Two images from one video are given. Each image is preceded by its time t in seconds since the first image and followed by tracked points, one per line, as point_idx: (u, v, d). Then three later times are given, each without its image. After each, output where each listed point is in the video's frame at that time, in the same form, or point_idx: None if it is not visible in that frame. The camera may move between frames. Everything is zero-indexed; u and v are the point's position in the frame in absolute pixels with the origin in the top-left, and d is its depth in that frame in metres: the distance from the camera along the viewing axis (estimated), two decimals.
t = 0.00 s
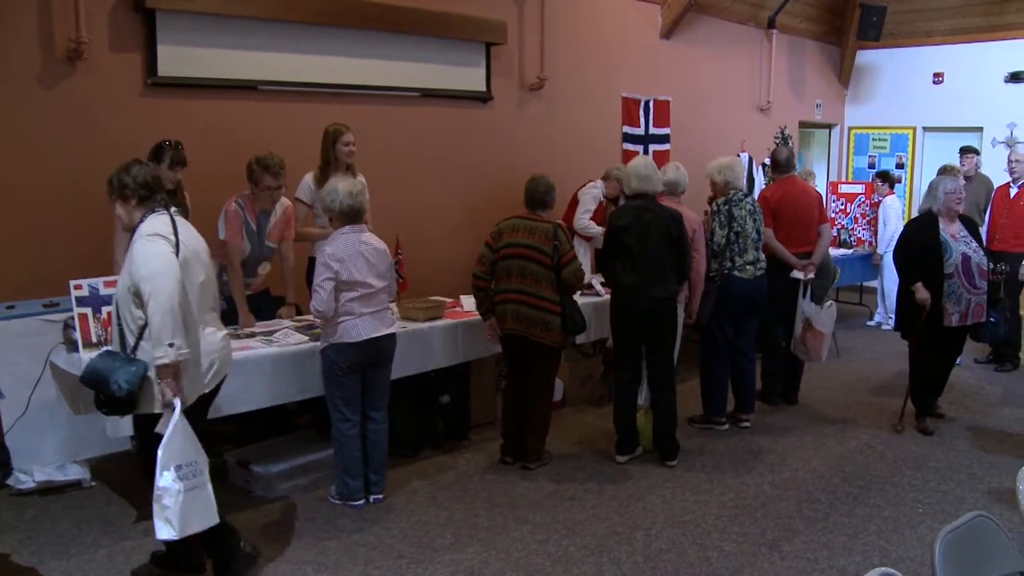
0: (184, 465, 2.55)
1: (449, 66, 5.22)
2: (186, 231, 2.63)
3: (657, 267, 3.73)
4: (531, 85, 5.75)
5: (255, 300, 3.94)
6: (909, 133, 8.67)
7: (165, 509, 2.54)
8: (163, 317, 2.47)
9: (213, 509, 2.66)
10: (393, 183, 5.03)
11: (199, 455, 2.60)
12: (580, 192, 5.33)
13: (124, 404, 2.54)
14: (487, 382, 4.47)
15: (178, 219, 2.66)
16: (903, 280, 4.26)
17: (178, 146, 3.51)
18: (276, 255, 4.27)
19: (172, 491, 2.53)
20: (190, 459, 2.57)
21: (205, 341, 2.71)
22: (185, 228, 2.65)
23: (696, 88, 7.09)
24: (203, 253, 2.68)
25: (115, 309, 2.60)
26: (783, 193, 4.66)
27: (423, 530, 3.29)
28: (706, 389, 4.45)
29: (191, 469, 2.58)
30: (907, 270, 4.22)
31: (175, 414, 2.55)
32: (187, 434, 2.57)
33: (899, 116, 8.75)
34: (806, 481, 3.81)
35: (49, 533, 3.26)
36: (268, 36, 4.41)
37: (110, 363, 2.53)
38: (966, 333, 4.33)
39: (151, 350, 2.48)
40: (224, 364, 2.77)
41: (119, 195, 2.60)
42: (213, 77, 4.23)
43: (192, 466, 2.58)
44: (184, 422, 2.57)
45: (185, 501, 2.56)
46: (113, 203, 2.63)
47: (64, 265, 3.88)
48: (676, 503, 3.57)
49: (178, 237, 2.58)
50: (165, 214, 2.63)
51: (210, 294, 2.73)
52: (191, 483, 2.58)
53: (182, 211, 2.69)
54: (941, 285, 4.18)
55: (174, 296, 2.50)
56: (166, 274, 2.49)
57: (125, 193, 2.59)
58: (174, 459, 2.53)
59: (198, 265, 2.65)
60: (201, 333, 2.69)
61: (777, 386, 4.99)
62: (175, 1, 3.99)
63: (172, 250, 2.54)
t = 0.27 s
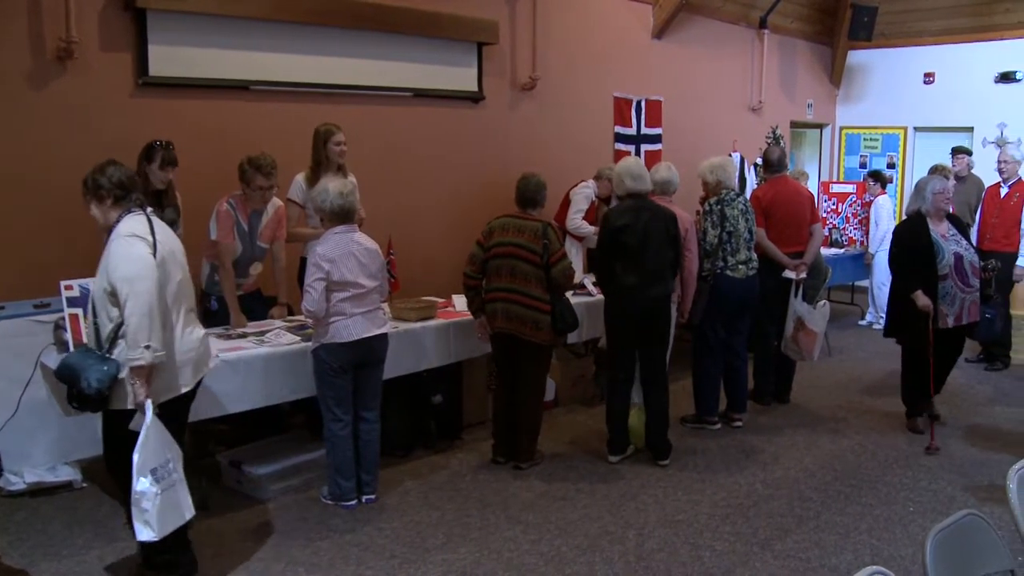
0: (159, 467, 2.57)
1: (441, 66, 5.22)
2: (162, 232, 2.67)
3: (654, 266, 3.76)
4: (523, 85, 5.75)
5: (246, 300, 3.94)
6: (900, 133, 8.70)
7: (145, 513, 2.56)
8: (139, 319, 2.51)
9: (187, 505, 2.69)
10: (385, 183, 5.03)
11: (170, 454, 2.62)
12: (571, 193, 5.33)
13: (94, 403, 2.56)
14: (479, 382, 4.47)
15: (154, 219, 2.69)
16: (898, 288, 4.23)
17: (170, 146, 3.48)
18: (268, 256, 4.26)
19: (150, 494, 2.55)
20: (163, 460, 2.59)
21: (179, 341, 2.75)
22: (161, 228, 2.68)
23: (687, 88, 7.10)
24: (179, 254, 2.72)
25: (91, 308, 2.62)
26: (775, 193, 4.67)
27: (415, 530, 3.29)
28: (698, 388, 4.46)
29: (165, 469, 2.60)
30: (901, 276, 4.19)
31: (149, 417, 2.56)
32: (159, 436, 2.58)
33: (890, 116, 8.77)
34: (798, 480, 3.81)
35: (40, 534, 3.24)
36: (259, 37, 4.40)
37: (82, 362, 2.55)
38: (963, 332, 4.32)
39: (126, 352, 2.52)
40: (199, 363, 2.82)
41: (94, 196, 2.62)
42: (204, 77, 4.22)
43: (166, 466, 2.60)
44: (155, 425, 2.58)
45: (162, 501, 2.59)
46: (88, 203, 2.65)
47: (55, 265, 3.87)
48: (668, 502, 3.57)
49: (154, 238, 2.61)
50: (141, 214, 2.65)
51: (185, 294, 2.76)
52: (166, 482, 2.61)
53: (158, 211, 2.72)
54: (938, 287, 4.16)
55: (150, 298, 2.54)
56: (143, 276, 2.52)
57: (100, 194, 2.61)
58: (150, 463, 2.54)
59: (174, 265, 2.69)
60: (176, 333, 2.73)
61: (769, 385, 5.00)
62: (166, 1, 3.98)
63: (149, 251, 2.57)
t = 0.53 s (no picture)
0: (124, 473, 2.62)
1: (429, 66, 5.22)
2: (120, 234, 2.66)
3: (643, 267, 3.77)
4: (511, 85, 5.75)
5: (234, 300, 3.93)
6: (887, 132, 8.73)
7: (117, 520, 2.61)
8: (100, 324, 2.52)
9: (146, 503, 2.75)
10: (372, 183, 5.02)
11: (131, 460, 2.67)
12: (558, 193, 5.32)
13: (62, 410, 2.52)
14: (467, 382, 4.47)
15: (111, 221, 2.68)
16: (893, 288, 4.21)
17: (156, 145, 3.45)
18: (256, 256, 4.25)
19: (120, 501, 2.61)
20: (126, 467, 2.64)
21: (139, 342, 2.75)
22: (118, 230, 2.67)
23: (675, 88, 7.11)
24: (137, 255, 2.72)
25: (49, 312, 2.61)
26: (763, 192, 4.68)
27: (403, 531, 3.29)
28: (686, 388, 4.47)
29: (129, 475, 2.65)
30: (896, 276, 4.16)
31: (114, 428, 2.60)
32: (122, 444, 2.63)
33: (877, 116, 8.81)
34: (785, 479, 3.82)
35: (26, 536, 3.23)
36: (246, 36, 4.39)
37: (45, 366, 2.50)
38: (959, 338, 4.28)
39: (87, 357, 2.53)
40: (159, 364, 2.83)
41: (48, 197, 2.62)
42: (191, 77, 4.20)
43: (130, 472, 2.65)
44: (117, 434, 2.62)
45: (131, 505, 2.65)
46: (43, 204, 2.64)
47: (41, 265, 3.85)
48: (656, 501, 3.58)
49: (113, 240, 2.61)
50: (97, 216, 2.65)
51: (144, 295, 2.77)
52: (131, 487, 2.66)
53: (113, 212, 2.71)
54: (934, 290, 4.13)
55: (111, 303, 2.54)
56: (104, 281, 2.52)
57: (54, 196, 2.61)
58: (117, 471, 2.60)
59: (132, 267, 2.69)
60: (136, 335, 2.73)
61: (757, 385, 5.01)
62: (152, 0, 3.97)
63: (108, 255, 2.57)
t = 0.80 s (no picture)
0: (99, 476, 2.58)
1: (421, 66, 5.22)
2: (97, 234, 2.67)
3: (632, 267, 3.77)
4: (502, 85, 5.75)
5: (225, 301, 3.92)
6: (878, 132, 8.75)
7: (86, 523, 2.55)
8: (86, 324, 2.51)
9: (121, 517, 2.69)
10: (364, 183, 5.01)
11: (108, 464, 2.64)
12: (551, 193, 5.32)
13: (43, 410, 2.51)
14: (459, 382, 4.47)
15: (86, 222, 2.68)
16: (893, 287, 4.19)
17: (147, 145, 3.44)
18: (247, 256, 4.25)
19: (91, 504, 2.56)
20: (102, 470, 2.60)
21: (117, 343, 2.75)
22: (94, 231, 2.67)
23: (666, 87, 7.12)
24: (112, 256, 2.72)
25: (27, 313, 2.60)
26: (755, 192, 4.69)
27: (396, 531, 3.28)
28: (678, 387, 4.47)
29: (105, 479, 2.61)
30: (897, 276, 4.15)
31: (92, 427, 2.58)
32: (100, 447, 2.60)
33: (868, 115, 8.83)
34: (777, 479, 3.83)
35: (17, 538, 3.22)
36: (237, 36, 4.38)
37: (26, 369, 2.50)
38: (961, 345, 4.21)
39: (71, 356, 2.52)
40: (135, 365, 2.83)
41: (20, 197, 2.61)
42: (181, 77, 4.19)
43: (106, 476, 2.61)
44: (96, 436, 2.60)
45: (102, 511, 2.59)
46: (15, 205, 2.63)
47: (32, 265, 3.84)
48: (647, 501, 3.58)
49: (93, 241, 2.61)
50: (73, 216, 2.64)
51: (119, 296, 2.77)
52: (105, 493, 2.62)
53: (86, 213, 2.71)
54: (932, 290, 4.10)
55: (95, 302, 2.54)
56: (88, 280, 2.52)
57: (26, 196, 2.60)
58: (91, 471, 2.56)
59: (109, 269, 2.69)
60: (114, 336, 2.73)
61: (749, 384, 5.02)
62: None
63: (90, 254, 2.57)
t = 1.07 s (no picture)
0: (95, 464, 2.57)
1: (414, 65, 5.21)
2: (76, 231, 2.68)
3: (622, 266, 3.78)
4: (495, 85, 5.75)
5: (218, 301, 3.91)
6: (871, 132, 8.76)
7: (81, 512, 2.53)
8: (82, 313, 2.53)
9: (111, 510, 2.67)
10: (357, 183, 5.01)
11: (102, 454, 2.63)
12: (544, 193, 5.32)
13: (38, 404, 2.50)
14: (452, 381, 4.46)
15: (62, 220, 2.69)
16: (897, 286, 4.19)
17: (140, 145, 3.43)
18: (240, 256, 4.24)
19: (86, 492, 2.54)
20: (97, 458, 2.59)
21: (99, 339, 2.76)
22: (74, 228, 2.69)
23: (660, 87, 7.12)
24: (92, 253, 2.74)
25: (13, 311, 2.59)
26: (749, 192, 4.70)
27: (389, 531, 3.28)
28: (672, 387, 4.48)
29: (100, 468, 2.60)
30: (905, 275, 4.13)
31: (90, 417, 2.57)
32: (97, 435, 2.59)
33: (861, 115, 8.84)
34: (771, 478, 3.84)
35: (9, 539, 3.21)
36: (229, 36, 4.37)
37: (16, 363, 2.48)
38: (969, 345, 4.20)
39: (66, 346, 2.53)
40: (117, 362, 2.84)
41: None
42: (174, 77, 4.18)
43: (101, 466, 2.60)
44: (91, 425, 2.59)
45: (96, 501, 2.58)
46: None
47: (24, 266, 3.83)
48: (641, 500, 3.58)
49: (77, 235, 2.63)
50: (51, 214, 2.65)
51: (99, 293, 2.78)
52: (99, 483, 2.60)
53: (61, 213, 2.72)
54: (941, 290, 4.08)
55: (89, 291, 2.56)
56: (80, 270, 2.54)
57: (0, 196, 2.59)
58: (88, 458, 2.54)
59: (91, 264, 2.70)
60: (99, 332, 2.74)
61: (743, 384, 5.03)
62: None
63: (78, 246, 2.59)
